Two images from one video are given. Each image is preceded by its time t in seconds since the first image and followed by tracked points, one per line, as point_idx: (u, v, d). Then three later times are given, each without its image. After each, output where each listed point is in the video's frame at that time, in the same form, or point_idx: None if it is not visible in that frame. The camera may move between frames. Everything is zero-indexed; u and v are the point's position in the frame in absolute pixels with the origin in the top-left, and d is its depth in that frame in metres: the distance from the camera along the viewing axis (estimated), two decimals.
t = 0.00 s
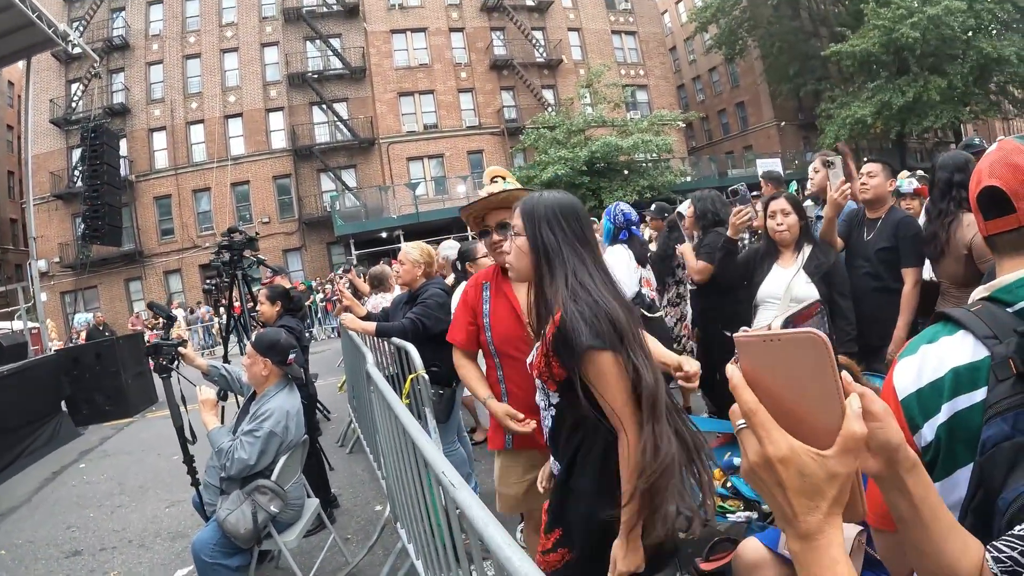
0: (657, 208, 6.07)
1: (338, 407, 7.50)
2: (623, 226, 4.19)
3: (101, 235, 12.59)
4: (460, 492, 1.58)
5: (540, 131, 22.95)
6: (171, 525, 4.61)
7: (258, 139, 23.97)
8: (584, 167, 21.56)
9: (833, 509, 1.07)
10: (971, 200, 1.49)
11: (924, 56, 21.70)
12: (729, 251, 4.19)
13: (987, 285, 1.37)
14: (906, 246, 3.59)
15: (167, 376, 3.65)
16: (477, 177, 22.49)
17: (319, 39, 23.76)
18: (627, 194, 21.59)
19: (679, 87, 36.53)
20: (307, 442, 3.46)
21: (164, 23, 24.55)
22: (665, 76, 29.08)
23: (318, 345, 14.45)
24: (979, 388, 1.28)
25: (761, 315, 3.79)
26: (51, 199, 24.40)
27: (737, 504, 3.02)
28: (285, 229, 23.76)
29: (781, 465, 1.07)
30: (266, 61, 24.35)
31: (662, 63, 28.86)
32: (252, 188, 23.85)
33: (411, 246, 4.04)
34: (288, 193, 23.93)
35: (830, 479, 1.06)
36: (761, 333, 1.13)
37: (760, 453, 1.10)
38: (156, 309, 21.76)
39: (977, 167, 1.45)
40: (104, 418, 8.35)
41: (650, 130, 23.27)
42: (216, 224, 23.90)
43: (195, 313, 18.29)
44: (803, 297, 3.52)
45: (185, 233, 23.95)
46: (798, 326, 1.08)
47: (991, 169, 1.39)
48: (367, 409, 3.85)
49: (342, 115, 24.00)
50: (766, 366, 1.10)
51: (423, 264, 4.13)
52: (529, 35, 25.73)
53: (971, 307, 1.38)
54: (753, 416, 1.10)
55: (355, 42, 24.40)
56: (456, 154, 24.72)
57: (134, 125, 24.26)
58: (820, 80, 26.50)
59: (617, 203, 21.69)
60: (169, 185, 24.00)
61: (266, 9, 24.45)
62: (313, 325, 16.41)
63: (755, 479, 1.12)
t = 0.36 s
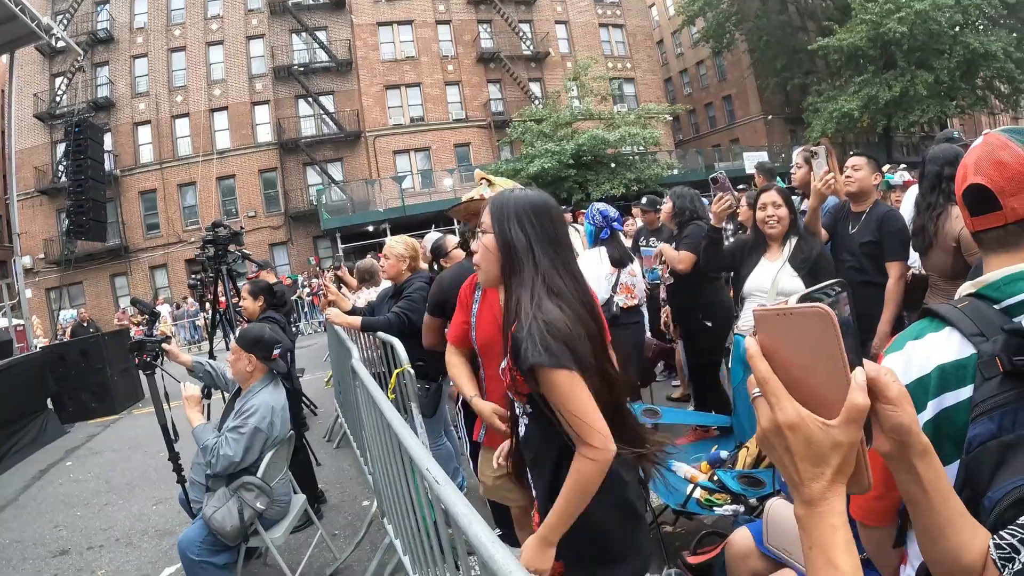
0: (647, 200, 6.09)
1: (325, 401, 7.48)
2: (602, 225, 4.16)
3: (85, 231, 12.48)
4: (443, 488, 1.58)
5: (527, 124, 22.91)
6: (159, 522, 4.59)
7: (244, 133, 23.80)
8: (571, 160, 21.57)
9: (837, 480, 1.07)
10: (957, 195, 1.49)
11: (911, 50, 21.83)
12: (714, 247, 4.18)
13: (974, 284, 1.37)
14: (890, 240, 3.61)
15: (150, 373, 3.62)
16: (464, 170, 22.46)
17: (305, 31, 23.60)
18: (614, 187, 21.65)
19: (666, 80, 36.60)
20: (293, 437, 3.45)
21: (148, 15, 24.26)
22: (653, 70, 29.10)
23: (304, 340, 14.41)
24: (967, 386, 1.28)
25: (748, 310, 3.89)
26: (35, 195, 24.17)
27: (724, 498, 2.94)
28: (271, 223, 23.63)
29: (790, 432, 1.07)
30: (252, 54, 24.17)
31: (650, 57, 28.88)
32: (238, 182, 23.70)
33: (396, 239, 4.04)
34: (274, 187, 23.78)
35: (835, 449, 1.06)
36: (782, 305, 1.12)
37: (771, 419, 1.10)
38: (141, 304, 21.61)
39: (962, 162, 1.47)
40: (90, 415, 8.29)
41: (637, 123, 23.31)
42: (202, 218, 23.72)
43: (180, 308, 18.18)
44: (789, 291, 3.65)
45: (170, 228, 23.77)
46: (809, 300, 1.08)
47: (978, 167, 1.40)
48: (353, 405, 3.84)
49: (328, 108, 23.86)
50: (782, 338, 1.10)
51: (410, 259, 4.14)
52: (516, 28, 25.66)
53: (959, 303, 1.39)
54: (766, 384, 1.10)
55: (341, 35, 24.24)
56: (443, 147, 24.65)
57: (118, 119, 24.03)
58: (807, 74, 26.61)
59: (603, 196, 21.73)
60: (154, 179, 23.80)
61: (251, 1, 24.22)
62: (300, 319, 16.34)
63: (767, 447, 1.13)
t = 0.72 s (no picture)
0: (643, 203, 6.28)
1: (319, 405, 7.47)
2: (590, 227, 4.26)
3: (79, 233, 12.44)
4: (437, 492, 1.59)
5: (522, 128, 22.92)
6: (153, 526, 4.57)
7: (239, 136, 23.75)
8: (566, 164, 21.60)
9: (864, 508, 1.11)
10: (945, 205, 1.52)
11: (905, 54, 21.93)
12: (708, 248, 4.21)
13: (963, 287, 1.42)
14: (883, 244, 3.63)
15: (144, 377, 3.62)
16: (459, 173, 22.48)
17: (300, 34, 23.59)
18: (608, 191, 21.71)
19: (661, 84, 36.73)
20: (287, 441, 3.45)
21: (143, 17, 24.23)
22: (648, 73, 29.14)
23: (299, 343, 14.40)
24: (954, 388, 1.34)
25: (741, 314, 3.95)
26: (29, 197, 24.07)
27: (718, 501, 2.96)
28: (266, 226, 23.59)
29: (815, 464, 1.12)
30: (247, 57, 24.15)
31: (645, 60, 28.93)
32: (233, 185, 23.66)
33: (390, 243, 4.03)
34: (269, 190, 23.74)
35: (860, 480, 1.10)
36: (805, 343, 1.20)
37: (799, 453, 1.15)
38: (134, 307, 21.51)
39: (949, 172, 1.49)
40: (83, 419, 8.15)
41: (632, 127, 23.36)
42: (196, 221, 23.67)
43: (174, 311, 18.11)
44: (781, 296, 3.75)
45: (165, 231, 23.69)
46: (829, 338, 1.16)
47: (960, 178, 1.40)
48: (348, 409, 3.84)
49: (323, 112, 23.86)
50: (809, 373, 1.17)
51: (403, 265, 4.14)
52: (511, 31, 25.72)
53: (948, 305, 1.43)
54: (793, 420, 1.17)
55: (336, 38, 24.25)
56: (438, 151, 24.66)
57: (113, 121, 23.97)
58: (801, 78, 26.72)
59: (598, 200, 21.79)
60: (148, 181, 23.73)
61: (247, 4, 24.20)
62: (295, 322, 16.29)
63: (796, 479, 1.17)
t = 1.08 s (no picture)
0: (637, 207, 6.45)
1: (316, 408, 7.45)
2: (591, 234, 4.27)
3: (76, 236, 12.40)
4: (432, 497, 1.59)
5: (519, 130, 22.91)
6: (150, 530, 4.56)
7: (236, 138, 23.73)
8: (562, 166, 21.62)
9: (920, 531, 1.20)
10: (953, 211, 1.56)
11: (901, 57, 22.00)
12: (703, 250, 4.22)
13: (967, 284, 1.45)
14: (881, 246, 3.64)
15: (139, 381, 3.61)
16: (456, 176, 22.49)
17: (296, 37, 23.58)
18: (605, 193, 21.75)
19: (658, 86, 36.82)
20: (283, 444, 3.44)
21: (140, 19, 24.23)
22: (645, 76, 29.17)
23: (296, 346, 14.39)
24: (961, 377, 1.42)
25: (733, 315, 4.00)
26: (26, 199, 24.04)
27: (715, 504, 2.96)
28: (263, 228, 23.59)
29: (875, 487, 1.21)
30: (244, 59, 24.15)
31: (642, 63, 28.94)
32: (229, 187, 23.64)
33: (386, 246, 4.04)
34: (265, 192, 23.74)
35: (918, 500, 1.18)
36: (864, 368, 1.24)
37: (857, 475, 1.24)
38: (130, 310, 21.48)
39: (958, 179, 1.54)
40: (81, 421, 8.20)
41: (628, 129, 23.39)
42: (193, 223, 23.65)
43: (171, 313, 18.08)
44: (772, 298, 3.78)
45: (162, 233, 23.66)
46: (887, 364, 1.21)
47: (969, 184, 1.47)
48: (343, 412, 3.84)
49: (320, 114, 23.84)
50: (870, 399, 1.22)
51: (400, 266, 4.14)
52: (508, 34, 25.74)
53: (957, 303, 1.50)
54: (854, 442, 1.24)
55: (333, 41, 24.23)
56: (435, 153, 24.66)
57: (110, 124, 23.95)
58: (797, 80, 26.78)
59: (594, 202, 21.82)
60: (145, 183, 23.68)
61: (244, 6, 24.21)
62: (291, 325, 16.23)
63: (856, 501, 1.26)
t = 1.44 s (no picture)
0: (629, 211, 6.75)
1: (312, 408, 7.44)
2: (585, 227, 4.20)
3: (73, 235, 12.38)
4: (426, 499, 1.60)
5: (516, 131, 22.90)
6: (145, 530, 4.55)
7: (233, 137, 23.71)
8: (559, 167, 21.64)
9: (923, 538, 1.26)
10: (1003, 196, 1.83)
11: (898, 58, 22.03)
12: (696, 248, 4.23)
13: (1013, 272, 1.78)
14: (877, 246, 3.66)
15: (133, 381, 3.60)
16: (453, 176, 22.49)
17: (294, 36, 23.54)
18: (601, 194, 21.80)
19: (655, 87, 36.89)
20: (279, 444, 3.44)
21: (138, 18, 24.18)
22: (642, 77, 29.18)
23: (293, 346, 14.38)
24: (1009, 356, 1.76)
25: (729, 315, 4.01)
26: (22, 197, 24.00)
27: (710, 504, 2.97)
28: (259, 228, 23.58)
29: (878, 495, 1.26)
30: (242, 58, 24.12)
31: (639, 64, 28.94)
32: (226, 187, 23.61)
33: (382, 247, 4.05)
34: (262, 192, 23.71)
35: (920, 508, 1.24)
36: (864, 379, 1.31)
37: (861, 483, 1.29)
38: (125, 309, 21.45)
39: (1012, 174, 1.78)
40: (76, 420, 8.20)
41: (626, 130, 23.40)
42: (190, 223, 23.64)
43: (167, 313, 18.05)
44: (767, 299, 3.78)
45: (158, 233, 23.62)
46: (883, 374, 1.28)
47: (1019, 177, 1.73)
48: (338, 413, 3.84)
49: (317, 114, 23.81)
50: (872, 409, 1.28)
51: (395, 266, 4.14)
52: (505, 34, 25.74)
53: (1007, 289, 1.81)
54: (857, 452, 1.29)
55: (331, 40, 24.20)
56: (432, 153, 24.65)
57: (107, 123, 23.91)
58: (794, 82, 26.85)
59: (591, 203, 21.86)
60: (142, 183, 23.64)
61: (241, 5, 24.20)
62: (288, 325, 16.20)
63: (860, 508, 1.32)
